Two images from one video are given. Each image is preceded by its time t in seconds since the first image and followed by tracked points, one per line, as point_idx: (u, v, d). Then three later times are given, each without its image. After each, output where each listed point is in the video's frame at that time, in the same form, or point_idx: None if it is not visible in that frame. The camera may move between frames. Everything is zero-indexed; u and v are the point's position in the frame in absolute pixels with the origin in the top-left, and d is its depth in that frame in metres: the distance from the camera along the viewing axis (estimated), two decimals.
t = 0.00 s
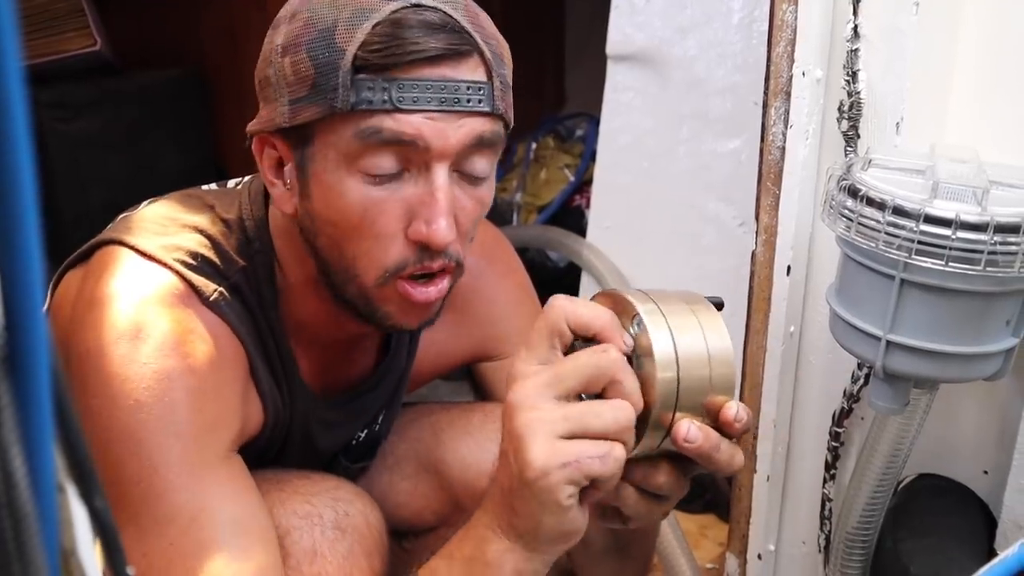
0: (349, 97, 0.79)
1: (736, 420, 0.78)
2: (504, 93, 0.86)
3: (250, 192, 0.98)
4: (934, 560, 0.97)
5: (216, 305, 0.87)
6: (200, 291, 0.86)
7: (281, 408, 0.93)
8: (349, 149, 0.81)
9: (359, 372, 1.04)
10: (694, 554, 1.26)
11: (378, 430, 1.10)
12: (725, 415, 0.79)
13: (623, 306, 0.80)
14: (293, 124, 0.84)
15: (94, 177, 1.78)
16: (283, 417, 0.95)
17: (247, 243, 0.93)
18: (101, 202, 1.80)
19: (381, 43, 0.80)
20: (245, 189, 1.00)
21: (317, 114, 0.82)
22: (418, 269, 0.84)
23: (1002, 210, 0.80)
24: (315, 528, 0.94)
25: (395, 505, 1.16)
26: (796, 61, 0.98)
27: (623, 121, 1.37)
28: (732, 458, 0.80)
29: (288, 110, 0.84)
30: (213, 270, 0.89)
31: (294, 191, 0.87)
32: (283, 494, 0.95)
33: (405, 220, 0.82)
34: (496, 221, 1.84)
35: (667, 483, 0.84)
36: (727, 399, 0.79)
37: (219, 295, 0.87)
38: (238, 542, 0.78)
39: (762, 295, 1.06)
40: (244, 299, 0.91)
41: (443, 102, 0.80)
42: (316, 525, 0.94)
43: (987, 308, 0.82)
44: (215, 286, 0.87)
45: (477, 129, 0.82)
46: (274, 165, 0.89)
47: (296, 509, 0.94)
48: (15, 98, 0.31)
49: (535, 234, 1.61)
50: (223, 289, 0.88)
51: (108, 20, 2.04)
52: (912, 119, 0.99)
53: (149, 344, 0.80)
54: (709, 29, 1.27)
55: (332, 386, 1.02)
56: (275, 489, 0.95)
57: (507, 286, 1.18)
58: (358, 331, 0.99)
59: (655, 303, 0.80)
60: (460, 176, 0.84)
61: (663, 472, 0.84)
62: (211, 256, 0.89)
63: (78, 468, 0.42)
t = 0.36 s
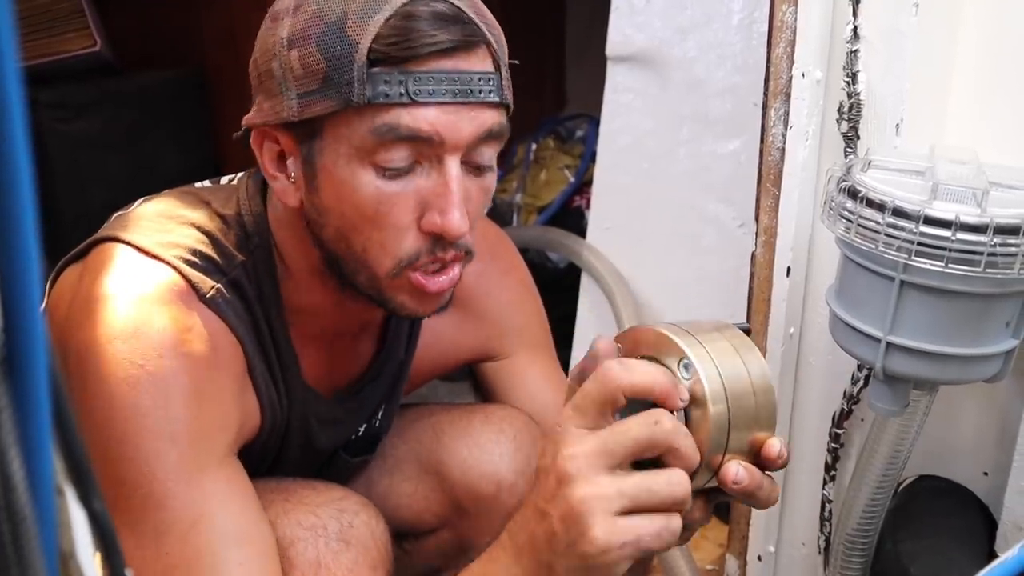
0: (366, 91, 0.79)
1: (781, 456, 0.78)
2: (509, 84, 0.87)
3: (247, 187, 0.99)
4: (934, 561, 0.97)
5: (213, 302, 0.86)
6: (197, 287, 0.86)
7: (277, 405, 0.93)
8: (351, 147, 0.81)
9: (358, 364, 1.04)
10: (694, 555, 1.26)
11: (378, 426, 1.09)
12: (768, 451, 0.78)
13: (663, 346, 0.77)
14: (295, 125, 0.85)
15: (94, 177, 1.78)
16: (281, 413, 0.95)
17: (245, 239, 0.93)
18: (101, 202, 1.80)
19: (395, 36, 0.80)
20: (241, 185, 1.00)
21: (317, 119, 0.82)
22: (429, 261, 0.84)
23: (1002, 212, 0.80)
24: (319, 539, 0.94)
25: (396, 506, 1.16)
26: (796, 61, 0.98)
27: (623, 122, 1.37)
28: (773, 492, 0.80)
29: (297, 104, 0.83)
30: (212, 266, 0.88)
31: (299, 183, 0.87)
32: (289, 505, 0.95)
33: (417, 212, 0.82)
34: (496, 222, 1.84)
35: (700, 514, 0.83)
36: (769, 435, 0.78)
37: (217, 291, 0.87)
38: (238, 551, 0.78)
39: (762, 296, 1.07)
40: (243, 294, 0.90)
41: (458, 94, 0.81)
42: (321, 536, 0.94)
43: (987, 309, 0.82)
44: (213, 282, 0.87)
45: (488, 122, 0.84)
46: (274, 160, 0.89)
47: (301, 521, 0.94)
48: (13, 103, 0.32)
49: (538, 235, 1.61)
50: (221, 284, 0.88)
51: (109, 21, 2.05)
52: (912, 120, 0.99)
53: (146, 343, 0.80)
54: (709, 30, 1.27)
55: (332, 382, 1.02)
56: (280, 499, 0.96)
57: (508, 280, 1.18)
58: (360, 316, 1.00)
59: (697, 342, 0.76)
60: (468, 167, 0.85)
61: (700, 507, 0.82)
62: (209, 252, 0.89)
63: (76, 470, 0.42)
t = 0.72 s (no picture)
0: (395, 142, 0.78)
1: (756, 361, 0.85)
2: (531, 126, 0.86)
3: (252, 205, 0.97)
4: (933, 564, 0.96)
5: (213, 328, 0.87)
6: (200, 313, 0.86)
7: (269, 442, 0.95)
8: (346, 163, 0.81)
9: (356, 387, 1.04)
10: (693, 555, 1.26)
11: (379, 437, 1.09)
12: (745, 359, 0.85)
13: (618, 284, 0.83)
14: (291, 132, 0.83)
15: (94, 177, 1.78)
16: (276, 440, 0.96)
17: (251, 262, 0.92)
18: (101, 202, 1.80)
19: (427, 87, 0.79)
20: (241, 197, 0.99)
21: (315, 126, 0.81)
22: (450, 302, 0.85)
23: (1002, 212, 0.80)
24: (276, 556, 0.92)
25: (395, 509, 1.16)
26: (796, 62, 0.98)
27: (622, 123, 1.36)
28: (762, 403, 0.85)
29: (319, 147, 0.81)
30: (216, 291, 0.88)
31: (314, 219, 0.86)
32: (246, 523, 0.93)
33: (440, 257, 0.82)
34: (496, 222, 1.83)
35: (700, 441, 0.86)
36: (742, 345, 0.85)
37: (218, 317, 0.87)
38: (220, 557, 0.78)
39: (762, 296, 1.06)
40: (245, 319, 0.90)
41: (487, 144, 0.80)
42: (276, 555, 0.92)
43: (986, 309, 0.82)
44: (215, 308, 0.87)
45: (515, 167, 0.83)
46: (290, 191, 0.87)
47: (256, 538, 0.92)
48: (12, 103, 0.32)
49: (536, 234, 1.59)
50: (223, 310, 0.88)
51: (108, 20, 2.05)
52: (912, 121, 0.99)
53: (145, 370, 0.81)
54: (709, 31, 1.28)
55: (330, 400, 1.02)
56: (239, 515, 0.93)
57: (509, 286, 1.17)
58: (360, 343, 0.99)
59: (650, 275, 0.84)
60: (494, 208, 0.84)
61: (696, 432, 0.86)
62: (214, 276, 0.89)
63: (75, 468, 0.42)
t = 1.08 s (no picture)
0: (293, 96, 0.81)
1: (765, 334, 0.85)
2: (467, 109, 0.83)
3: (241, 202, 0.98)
4: (933, 564, 0.97)
5: (204, 322, 0.87)
6: (189, 306, 0.86)
7: (258, 438, 0.95)
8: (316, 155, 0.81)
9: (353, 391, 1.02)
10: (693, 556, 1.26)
11: (380, 441, 1.09)
12: (753, 333, 0.85)
13: (630, 261, 0.84)
14: (273, 123, 0.84)
15: (94, 177, 1.78)
16: (262, 435, 0.95)
17: (236, 250, 0.94)
18: (101, 202, 1.80)
19: (330, 42, 0.80)
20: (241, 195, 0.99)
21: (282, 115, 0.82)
22: (349, 285, 0.83)
23: (1002, 213, 0.80)
24: (276, 560, 0.91)
25: (394, 509, 1.16)
26: (795, 63, 0.98)
27: (622, 124, 1.37)
28: (770, 378, 0.84)
29: (253, 108, 0.85)
30: (206, 285, 0.89)
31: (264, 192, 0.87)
32: (246, 526, 0.93)
33: (341, 233, 0.81)
34: (496, 224, 1.83)
35: (711, 416, 0.86)
36: (750, 320, 0.85)
37: (208, 311, 0.88)
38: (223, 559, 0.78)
39: (762, 296, 1.06)
40: (233, 314, 0.91)
41: (382, 109, 0.79)
42: (277, 558, 0.92)
43: (987, 310, 0.82)
44: (205, 302, 0.88)
45: (421, 143, 0.81)
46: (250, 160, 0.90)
47: (257, 542, 0.92)
48: (15, 101, 0.32)
49: (535, 235, 1.60)
50: (212, 305, 0.89)
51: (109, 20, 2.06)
52: (912, 122, 0.99)
53: (136, 366, 0.81)
54: (709, 32, 1.28)
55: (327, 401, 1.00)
56: (239, 518, 0.94)
57: (506, 287, 1.19)
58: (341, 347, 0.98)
59: (660, 253, 0.85)
60: (410, 192, 0.83)
61: (707, 407, 0.86)
62: (204, 271, 0.90)
63: (76, 465, 0.42)
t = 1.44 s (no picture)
0: (306, 94, 0.81)
1: (789, 323, 0.85)
2: (477, 104, 0.83)
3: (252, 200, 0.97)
4: (936, 565, 0.97)
5: (215, 319, 0.87)
6: (200, 304, 0.86)
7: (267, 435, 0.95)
8: (327, 149, 0.82)
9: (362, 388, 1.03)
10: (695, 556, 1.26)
11: (384, 439, 1.09)
12: (775, 321, 0.85)
13: (656, 248, 0.84)
14: (283, 121, 0.84)
15: (96, 177, 1.78)
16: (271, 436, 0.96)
17: (244, 249, 0.93)
18: (103, 202, 1.80)
19: (341, 40, 0.80)
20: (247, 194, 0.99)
21: (294, 116, 0.83)
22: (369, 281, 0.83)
23: (1005, 212, 0.79)
24: (292, 559, 0.91)
25: (397, 509, 1.16)
26: (798, 62, 0.98)
27: (625, 124, 1.37)
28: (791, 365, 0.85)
29: (263, 107, 0.85)
30: (216, 283, 0.89)
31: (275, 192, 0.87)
32: (261, 524, 0.93)
33: (356, 228, 0.81)
34: (498, 224, 1.83)
35: (732, 403, 0.86)
36: (772, 308, 0.86)
37: (219, 309, 0.87)
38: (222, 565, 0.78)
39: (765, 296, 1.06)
40: (243, 313, 0.91)
41: (395, 105, 0.79)
42: (292, 557, 0.92)
43: (990, 309, 0.82)
44: (216, 299, 0.87)
45: (434, 137, 0.81)
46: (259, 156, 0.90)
47: (273, 540, 0.92)
48: (16, 99, 0.32)
49: (540, 235, 1.61)
50: (223, 302, 0.88)
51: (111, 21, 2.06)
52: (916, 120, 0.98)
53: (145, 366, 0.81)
54: (712, 32, 1.27)
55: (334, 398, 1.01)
56: (255, 516, 0.94)
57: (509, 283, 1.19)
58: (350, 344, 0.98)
59: (686, 240, 0.85)
60: (423, 188, 0.83)
61: (727, 393, 0.86)
62: (215, 270, 0.89)
63: (79, 463, 0.42)
